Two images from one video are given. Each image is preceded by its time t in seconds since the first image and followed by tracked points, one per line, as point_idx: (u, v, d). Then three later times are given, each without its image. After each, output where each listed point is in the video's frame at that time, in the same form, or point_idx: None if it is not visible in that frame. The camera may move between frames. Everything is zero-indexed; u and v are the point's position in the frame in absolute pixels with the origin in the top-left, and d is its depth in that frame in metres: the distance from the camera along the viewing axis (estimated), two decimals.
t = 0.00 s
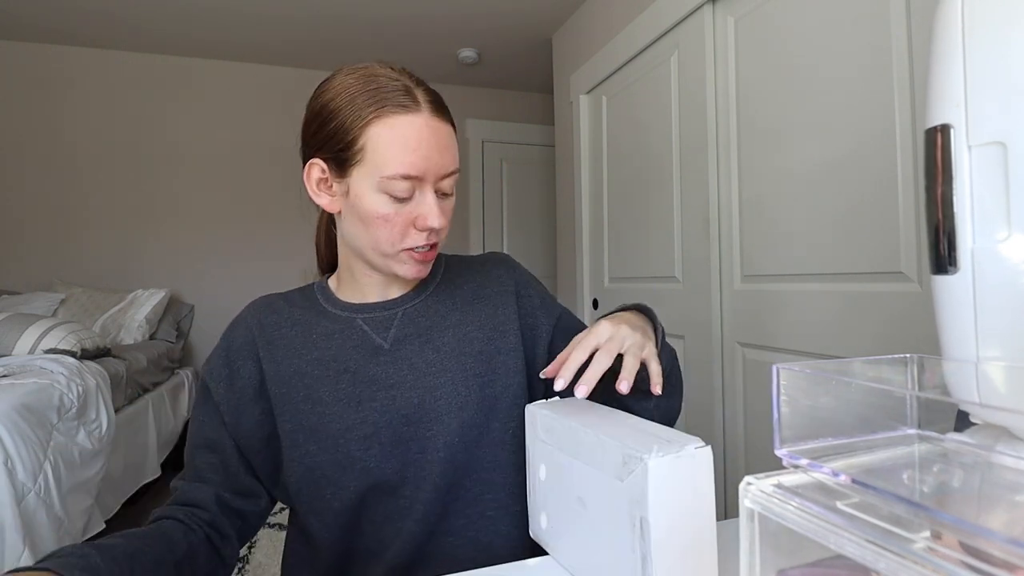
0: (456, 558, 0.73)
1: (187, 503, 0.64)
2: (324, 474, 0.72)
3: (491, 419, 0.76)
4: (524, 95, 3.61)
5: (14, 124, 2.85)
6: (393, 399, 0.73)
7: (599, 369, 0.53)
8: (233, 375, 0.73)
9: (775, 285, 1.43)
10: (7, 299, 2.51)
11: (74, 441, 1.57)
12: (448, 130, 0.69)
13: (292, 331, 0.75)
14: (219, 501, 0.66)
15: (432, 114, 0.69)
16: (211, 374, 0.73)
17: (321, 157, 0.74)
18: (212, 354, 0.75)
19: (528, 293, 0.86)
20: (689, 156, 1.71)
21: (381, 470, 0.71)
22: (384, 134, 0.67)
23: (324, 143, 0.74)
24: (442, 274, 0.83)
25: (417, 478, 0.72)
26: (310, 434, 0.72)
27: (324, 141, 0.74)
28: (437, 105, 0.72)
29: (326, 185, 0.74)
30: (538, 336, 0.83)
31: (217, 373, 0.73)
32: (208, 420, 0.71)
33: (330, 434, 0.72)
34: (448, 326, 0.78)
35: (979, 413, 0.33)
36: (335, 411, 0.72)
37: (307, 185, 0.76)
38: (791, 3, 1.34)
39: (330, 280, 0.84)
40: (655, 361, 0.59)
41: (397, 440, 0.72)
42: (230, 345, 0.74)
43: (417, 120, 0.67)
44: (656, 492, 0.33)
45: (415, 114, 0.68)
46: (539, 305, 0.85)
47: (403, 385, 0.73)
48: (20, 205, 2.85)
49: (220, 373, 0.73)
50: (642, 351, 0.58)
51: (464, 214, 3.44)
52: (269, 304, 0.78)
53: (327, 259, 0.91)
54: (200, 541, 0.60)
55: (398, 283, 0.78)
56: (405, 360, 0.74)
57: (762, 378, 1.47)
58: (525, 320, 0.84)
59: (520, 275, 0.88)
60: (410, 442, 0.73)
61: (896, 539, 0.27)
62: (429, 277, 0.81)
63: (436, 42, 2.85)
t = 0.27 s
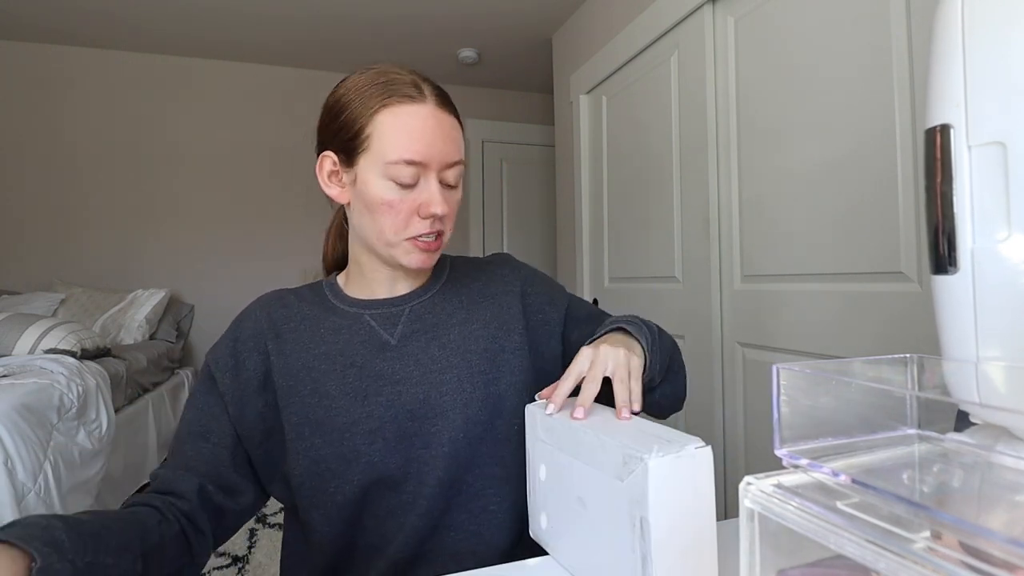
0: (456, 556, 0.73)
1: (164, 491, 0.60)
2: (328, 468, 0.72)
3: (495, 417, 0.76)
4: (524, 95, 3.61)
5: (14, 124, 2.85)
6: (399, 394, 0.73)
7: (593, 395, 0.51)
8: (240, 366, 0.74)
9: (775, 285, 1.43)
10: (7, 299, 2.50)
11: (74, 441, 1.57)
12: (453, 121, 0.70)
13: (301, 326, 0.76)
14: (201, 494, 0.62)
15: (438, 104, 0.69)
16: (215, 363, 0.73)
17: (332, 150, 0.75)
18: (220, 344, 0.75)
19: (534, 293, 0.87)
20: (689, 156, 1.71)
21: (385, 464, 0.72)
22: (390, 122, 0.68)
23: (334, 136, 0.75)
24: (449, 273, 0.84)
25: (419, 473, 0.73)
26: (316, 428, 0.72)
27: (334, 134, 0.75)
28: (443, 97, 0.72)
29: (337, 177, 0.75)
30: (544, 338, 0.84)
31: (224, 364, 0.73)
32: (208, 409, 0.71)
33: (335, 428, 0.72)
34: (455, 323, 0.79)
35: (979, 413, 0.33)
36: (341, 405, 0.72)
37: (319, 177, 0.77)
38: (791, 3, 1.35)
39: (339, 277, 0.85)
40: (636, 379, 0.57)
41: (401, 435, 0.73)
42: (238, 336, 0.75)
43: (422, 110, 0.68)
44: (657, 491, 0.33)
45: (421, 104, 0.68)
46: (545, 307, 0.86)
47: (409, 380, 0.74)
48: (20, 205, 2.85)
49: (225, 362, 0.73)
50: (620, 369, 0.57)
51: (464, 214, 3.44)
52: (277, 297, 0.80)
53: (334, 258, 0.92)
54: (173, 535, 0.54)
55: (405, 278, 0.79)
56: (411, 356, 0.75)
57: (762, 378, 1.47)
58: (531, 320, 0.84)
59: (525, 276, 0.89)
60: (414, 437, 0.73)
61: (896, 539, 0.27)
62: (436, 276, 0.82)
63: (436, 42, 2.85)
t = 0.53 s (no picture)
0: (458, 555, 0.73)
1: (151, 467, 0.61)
2: (333, 462, 0.73)
3: (501, 421, 0.77)
4: (524, 95, 3.61)
5: (14, 124, 2.85)
6: (407, 391, 0.74)
7: (589, 394, 0.50)
8: (249, 353, 0.75)
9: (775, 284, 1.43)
10: (7, 299, 2.50)
11: (74, 441, 1.57)
12: (425, 99, 0.77)
13: (315, 320, 0.78)
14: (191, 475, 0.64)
15: (409, 83, 0.78)
16: (224, 347, 0.74)
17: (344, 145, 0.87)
18: (230, 328, 0.77)
19: (547, 298, 0.87)
20: (689, 156, 1.71)
21: (389, 460, 0.73)
22: (366, 101, 0.78)
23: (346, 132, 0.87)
24: (460, 274, 0.85)
25: (422, 472, 0.73)
26: (323, 422, 0.73)
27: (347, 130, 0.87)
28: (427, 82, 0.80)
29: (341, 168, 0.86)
30: (557, 346, 0.84)
31: (232, 349, 0.74)
32: (211, 389, 0.72)
33: (342, 422, 0.73)
34: (465, 324, 0.80)
35: (979, 413, 0.33)
36: (350, 400, 0.74)
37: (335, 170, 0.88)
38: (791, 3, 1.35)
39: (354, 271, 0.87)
40: (625, 377, 0.58)
41: (406, 432, 0.74)
42: (253, 325, 0.77)
43: (393, 87, 0.77)
44: (657, 492, 0.33)
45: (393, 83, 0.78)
46: (557, 313, 0.86)
47: (417, 378, 0.75)
48: (20, 205, 2.85)
49: (234, 348, 0.74)
50: (609, 368, 0.57)
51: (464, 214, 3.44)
52: (293, 288, 0.83)
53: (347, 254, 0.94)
54: (154, 515, 0.56)
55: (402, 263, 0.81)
56: (420, 354, 0.76)
57: (762, 378, 1.47)
58: (543, 324, 0.85)
59: (539, 281, 0.89)
60: (419, 435, 0.74)
61: (896, 540, 0.27)
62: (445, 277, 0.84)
63: (436, 42, 2.85)
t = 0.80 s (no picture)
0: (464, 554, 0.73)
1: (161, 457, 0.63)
2: (342, 461, 0.73)
3: (510, 423, 0.77)
4: (524, 95, 3.61)
5: (14, 124, 2.85)
6: (418, 391, 0.75)
7: (592, 397, 0.50)
8: (259, 348, 0.75)
9: (775, 284, 1.43)
10: (7, 299, 2.50)
11: (74, 441, 1.57)
12: (450, 103, 0.76)
13: (327, 319, 0.78)
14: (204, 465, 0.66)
15: (433, 85, 0.76)
16: (235, 345, 0.75)
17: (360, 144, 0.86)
18: (242, 323, 0.77)
19: (557, 301, 0.88)
20: (689, 156, 1.71)
21: (399, 460, 0.73)
22: (389, 103, 0.76)
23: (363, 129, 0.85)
24: (470, 277, 0.86)
25: (430, 473, 0.74)
26: (333, 421, 0.74)
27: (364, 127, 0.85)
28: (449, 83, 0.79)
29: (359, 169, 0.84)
30: (567, 350, 0.84)
31: (243, 344, 0.75)
32: (223, 386, 0.73)
33: (352, 421, 0.73)
34: (475, 327, 0.80)
35: (980, 413, 0.33)
36: (361, 400, 0.74)
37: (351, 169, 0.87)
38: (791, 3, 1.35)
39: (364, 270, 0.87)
40: (630, 379, 0.57)
41: (416, 432, 0.74)
42: (265, 322, 0.77)
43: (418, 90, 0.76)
44: (655, 493, 0.33)
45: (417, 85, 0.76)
46: (566, 316, 0.87)
47: (428, 380, 0.75)
48: (20, 205, 2.85)
49: (247, 344, 0.75)
50: (614, 371, 0.57)
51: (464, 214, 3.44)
52: (305, 284, 0.83)
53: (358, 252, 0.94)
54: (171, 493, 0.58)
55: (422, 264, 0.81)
56: (432, 356, 0.76)
57: (762, 378, 1.47)
58: (553, 328, 0.85)
59: (548, 285, 0.89)
60: (428, 436, 0.74)
61: (896, 540, 0.27)
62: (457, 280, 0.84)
63: (436, 42, 2.85)
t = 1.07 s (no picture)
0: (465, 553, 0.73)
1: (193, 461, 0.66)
2: (344, 461, 0.73)
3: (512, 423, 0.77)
4: (524, 95, 3.61)
5: (13, 124, 2.85)
6: (419, 392, 0.75)
7: (588, 397, 0.50)
8: (268, 355, 0.77)
9: (775, 284, 1.43)
10: (7, 299, 2.50)
11: (74, 441, 1.57)
12: (461, 110, 0.75)
13: (328, 320, 0.78)
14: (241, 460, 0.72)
15: (443, 91, 0.75)
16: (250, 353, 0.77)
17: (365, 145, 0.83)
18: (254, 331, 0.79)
19: (558, 300, 0.87)
20: (689, 156, 1.71)
21: (401, 460, 0.73)
22: (397, 108, 0.75)
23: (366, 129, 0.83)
24: (472, 277, 0.86)
25: (433, 473, 0.74)
26: (334, 421, 0.74)
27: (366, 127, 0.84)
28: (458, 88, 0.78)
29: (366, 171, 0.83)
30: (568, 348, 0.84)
31: (254, 353, 0.77)
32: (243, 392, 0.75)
33: (354, 422, 0.74)
34: (476, 327, 0.80)
35: (980, 413, 0.33)
36: (362, 400, 0.74)
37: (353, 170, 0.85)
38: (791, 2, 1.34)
39: (368, 270, 0.87)
40: (620, 373, 0.57)
41: (417, 433, 0.74)
42: (271, 325, 0.78)
43: (427, 97, 0.74)
44: (659, 495, 0.33)
45: (426, 91, 0.75)
46: (567, 314, 0.86)
47: (429, 380, 0.75)
48: (20, 205, 2.85)
49: (256, 350, 0.77)
50: (604, 367, 0.57)
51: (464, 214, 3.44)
52: (307, 286, 0.83)
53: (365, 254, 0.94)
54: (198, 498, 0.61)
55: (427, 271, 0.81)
56: (432, 356, 0.76)
57: (762, 379, 1.47)
58: (553, 327, 0.85)
59: (549, 282, 0.89)
60: (429, 437, 0.74)
61: (896, 540, 0.27)
62: (459, 280, 0.84)
63: (436, 42, 2.85)
